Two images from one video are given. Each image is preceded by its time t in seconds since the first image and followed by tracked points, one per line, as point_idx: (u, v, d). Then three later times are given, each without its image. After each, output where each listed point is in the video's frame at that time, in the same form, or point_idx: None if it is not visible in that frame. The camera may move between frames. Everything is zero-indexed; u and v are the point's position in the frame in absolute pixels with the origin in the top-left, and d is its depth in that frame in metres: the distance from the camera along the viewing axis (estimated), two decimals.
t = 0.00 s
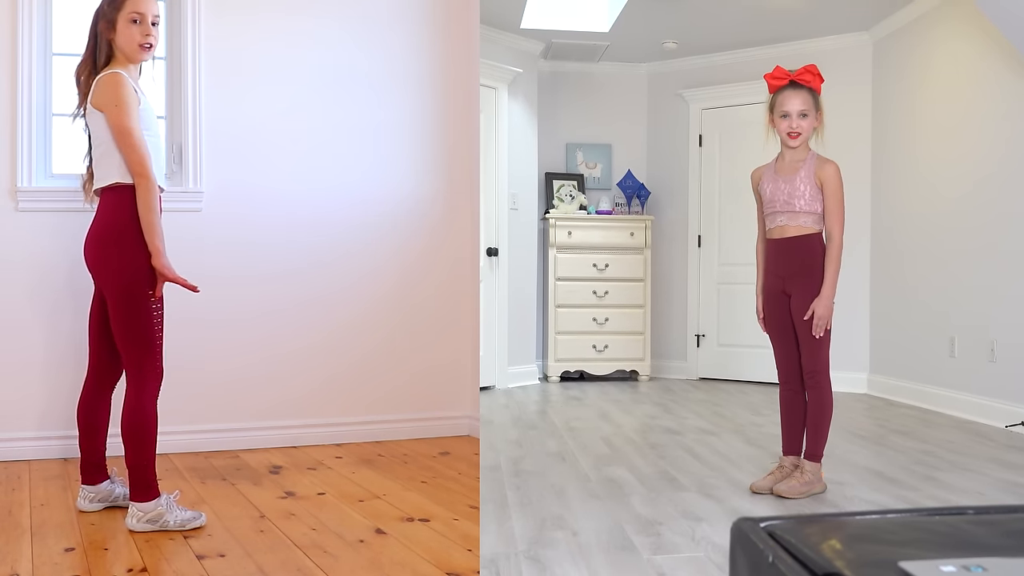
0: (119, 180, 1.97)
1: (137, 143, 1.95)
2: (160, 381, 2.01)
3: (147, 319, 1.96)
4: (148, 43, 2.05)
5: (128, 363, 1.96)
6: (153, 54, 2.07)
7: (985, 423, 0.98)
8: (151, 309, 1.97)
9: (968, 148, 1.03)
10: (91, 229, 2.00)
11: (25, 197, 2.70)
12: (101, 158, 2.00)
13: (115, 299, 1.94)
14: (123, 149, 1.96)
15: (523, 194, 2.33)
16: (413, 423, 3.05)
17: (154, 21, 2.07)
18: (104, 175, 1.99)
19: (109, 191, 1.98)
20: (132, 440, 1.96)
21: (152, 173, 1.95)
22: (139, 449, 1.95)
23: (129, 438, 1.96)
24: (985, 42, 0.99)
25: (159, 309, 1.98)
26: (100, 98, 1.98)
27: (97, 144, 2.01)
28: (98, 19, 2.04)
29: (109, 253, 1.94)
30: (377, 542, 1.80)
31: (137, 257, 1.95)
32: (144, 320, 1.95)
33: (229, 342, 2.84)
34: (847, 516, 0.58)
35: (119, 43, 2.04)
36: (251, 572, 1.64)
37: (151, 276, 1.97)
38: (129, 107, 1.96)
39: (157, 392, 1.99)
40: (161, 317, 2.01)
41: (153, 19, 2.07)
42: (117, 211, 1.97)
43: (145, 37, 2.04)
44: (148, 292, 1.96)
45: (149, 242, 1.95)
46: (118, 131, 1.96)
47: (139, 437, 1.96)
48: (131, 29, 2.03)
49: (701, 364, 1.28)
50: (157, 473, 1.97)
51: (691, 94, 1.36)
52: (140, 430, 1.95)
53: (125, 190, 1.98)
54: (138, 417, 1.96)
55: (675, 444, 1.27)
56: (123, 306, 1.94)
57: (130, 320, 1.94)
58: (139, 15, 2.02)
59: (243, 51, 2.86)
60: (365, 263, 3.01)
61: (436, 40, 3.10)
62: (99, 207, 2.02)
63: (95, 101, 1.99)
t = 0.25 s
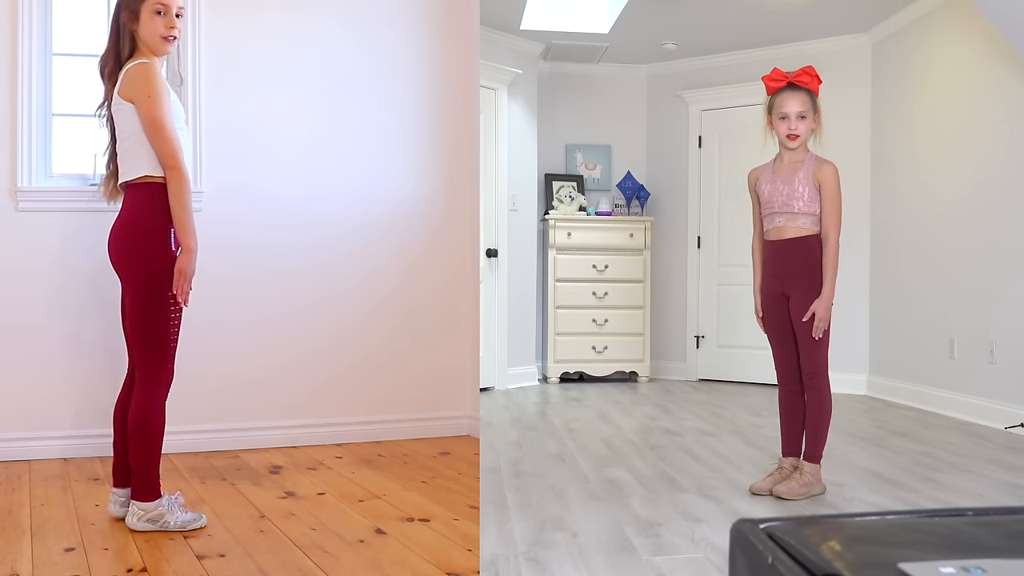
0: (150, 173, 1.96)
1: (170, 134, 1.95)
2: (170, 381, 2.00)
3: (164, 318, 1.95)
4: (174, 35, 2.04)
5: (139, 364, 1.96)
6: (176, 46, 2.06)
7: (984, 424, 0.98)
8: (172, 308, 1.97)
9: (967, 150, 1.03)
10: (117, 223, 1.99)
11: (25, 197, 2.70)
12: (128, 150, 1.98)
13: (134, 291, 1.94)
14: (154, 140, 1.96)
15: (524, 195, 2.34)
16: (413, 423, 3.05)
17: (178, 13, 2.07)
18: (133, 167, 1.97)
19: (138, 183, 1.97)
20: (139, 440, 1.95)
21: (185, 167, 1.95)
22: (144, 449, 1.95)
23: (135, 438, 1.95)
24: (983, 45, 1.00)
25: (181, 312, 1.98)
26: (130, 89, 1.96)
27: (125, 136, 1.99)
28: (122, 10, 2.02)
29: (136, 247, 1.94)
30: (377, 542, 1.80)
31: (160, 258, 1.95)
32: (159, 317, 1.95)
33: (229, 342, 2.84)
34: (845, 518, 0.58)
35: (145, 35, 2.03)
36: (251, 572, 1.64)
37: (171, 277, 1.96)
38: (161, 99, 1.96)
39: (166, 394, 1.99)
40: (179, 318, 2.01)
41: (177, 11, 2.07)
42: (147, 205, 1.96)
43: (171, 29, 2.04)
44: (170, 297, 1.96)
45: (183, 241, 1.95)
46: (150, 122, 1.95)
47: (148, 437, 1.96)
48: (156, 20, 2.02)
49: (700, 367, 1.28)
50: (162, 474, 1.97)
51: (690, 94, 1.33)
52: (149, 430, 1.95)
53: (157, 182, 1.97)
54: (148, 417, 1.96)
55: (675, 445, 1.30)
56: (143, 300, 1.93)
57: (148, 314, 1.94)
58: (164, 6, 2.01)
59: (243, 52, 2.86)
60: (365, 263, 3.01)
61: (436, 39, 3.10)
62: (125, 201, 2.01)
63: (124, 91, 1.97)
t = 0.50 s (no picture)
0: (162, 176, 1.97)
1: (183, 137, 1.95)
2: (159, 381, 2.00)
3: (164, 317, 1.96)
4: (186, 37, 2.06)
5: (134, 364, 1.96)
6: (188, 49, 2.09)
7: (985, 424, 0.97)
8: (173, 308, 1.97)
9: (969, 150, 1.04)
10: (127, 225, 1.99)
11: (25, 197, 2.70)
12: (140, 153, 1.99)
13: (139, 289, 1.93)
14: (167, 143, 1.96)
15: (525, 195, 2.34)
16: (412, 423, 3.05)
17: (190, 16, 2.09)
18: (145, 169, 1.98)
19: (151, 186, 1.97)
20: (131, 438, 1.95)
21: (198, 171, 1.96)
22: (138, 449, 1.95)
23: (128, 437, 1.95)
24: (985, 45, 1.01)
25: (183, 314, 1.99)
26: (144, 91, 1.97)
27: (138, 138, 2.00)
28: (134, 11, 2.04)
29: (144, 247, 1.94)
30: (377, 542, 1.80)
31: (166, 259, 1.95)
32: (160, 315, 1.95)
33: (229, 342, 2.84)
34: (847, 518, 0.58)
35: (158, 36, 2.04)
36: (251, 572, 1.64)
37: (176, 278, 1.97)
38: (174, 101, 1.97)
39: (156, 395, 1.99)
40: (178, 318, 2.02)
41: (190, 14, 2.09)
42: (158, 206, 1.96)
43: (183, 32, 2.06)
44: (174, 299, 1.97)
45: (194, 244, 1.96)
46: (164, 125, 1.95)
47: (141, 437, 1.96)
48: (169, 22, 2.04)
49: (702, 367, 1.25)
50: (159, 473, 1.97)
51: (692, 95, 1.34)
52: (140, 429, 1.95)
53: (170, 184, 1.98)
54: (142, 417, 1.96)
55: (675, 445, 1.27)
56: (147, 298, 1.93)
57: (153, 317, 1.94)
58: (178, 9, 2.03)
59: (243, 52, 2.86)
60: (365, 264, 3.01)
61: (436, 39, 3.10)
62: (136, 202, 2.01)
63: (139, 94, 1.98)
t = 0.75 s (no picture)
0: (159, 176, 1.96)
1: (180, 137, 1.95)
2: (160, 383, 2.00)
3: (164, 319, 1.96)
4: (188, 37, 2.06)
5: (133, 365, 1.96)
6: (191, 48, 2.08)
7: (987, 422, 0.98)
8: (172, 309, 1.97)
9: (972, 149, 1.03)
10: (124, 226, 1.99)
11: (25, 197, 2.70)
12: (138, 152, 1.99)
13: (139, 293, 1.94)
14: (164, 142, 1.96)
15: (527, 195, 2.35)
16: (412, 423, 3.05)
17: (194, 14, 2.08)
18: (142, 169, 1.98)
19: (148, 185, 1.97)
20: (131, 439, 1.95)
21: (194, 171, 1.96)
22: (138, 450, 1.95)
23: (128, 438, 1.95)
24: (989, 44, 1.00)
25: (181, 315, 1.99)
26: (142, 91, 1.97)
27: (136, 137, 2.00)
28: (138, 10, 2.03)
29: (140, 253, 1.94)
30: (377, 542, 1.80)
31: (164, 260, 1.95)
32: (158, 318, 1.95)
33: (229, 342, 2.84)
34: (850, 517, 0.58)
35: (160, 35, 2.04)
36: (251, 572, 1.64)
37: (177, 276, 1.97)
38: (172, 101, 1.96)
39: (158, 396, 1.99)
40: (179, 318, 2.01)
41: (194, 14, 2.09)
42: (156, 206, 1.96)
43: (185, 32, 2.05)
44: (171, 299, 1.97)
45: (189, 244, 1.95)
46: (161, 124, 1.95)
47: (141, 438, 1.96)
48: (172, 22, 2.04)
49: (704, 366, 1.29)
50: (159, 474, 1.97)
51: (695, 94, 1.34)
52: (140, 430, 1.95)
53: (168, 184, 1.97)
54: (142, 417, 1.96)
55: (678, 444, 1.26)
56: (145, 301, 1.93)
57: (152, 319, 1.94)
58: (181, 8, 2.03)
59: (243, 52, 2.86)
60: (365, 264, 3.01)
61: (436, 39, 3.10)
62: (134, 203, 2.01)
63: (137, 94, 1.98)
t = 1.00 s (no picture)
0: (152, 177, 1.96)
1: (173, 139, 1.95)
2: (159, 383, 1.99)
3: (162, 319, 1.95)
4: (183, 38, 2.06)
5: (132, 365, 1.95)
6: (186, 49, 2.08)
7: (990, 422, 0.97)
8: (169, 311, 1.96)
9: (974, 148, 1.02)
10: (121, 228, 1.99)
11: (25, 197, 2.70)
12: (132, 154, 1.99)
13: (134, 292, 1.94)
14: (156, 143, 1.96)
15: (528, 194, 2.36)
16: (412, 423, 3.05)
17: (189, 16, 2.08)
18: (135, 171, 1.98)
19: (141, 186, 1.97)
20: (131, 440, 1.95)
21: (188, 171, 1.96)
22: (138, 451, 1.94)
23: (127, 439, 1.95)
24: (991, 43, 0.99)
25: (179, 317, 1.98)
26: (135, 92, 1.97)
27: (129, 139, 2.00)
28: (133, 10, 2.03)
29: (136, 256, 1.94)
30: (377, 542, 1.80)
31: (161, 260, 1.95)
32: (156, 319, 1.94)
33: (229, 342, 2.84)
34: (852, 516, 0.58)
35: (154, 37, 2.04)
36: (251, 573, 1.64)
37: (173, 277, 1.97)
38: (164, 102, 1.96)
39: (157, 397, 1.99)
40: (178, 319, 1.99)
41: (190, 15, 2.09)
42: (151, 207, 1.96)
43: (180, 33, 2.05)
44: (168, 301, 1.96)
45: (184, 244, 1.96)
46: (153, 126, 1.95)
47: (141, 439, 1.96)
48: (167, 23, 2.04)
49: (706, 365, 1.28)
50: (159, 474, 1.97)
51: (696, 94, 1.33)
52: (140, 432, 1.95)
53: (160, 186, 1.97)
54: (141, 419, 1.96)
55: (680, 443, 1.26)
56: (142, 301, 1.93)
57: (151, 321, 1.94)
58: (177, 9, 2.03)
59: (243, 52, 2.86)
60: (364, 264, 3.01)
61: (436, 39, 3.10)
62: (129, 204, 2.01)
63: (130, 95, 1.99)
